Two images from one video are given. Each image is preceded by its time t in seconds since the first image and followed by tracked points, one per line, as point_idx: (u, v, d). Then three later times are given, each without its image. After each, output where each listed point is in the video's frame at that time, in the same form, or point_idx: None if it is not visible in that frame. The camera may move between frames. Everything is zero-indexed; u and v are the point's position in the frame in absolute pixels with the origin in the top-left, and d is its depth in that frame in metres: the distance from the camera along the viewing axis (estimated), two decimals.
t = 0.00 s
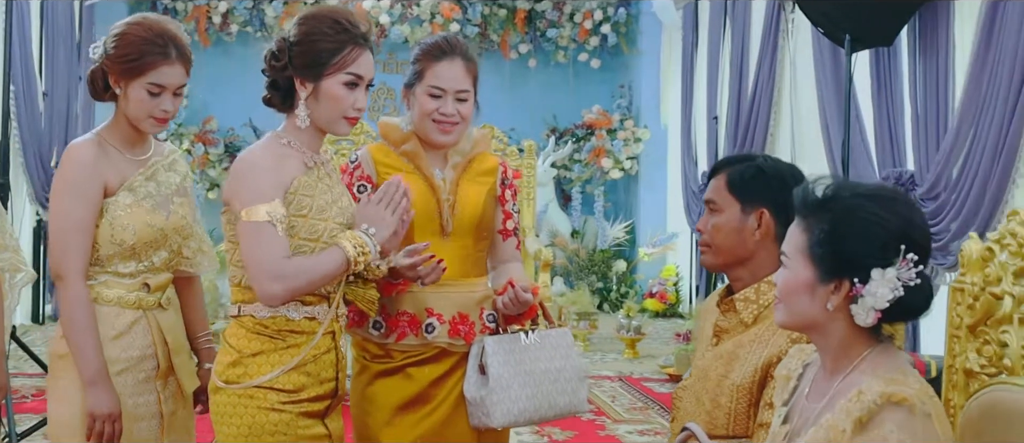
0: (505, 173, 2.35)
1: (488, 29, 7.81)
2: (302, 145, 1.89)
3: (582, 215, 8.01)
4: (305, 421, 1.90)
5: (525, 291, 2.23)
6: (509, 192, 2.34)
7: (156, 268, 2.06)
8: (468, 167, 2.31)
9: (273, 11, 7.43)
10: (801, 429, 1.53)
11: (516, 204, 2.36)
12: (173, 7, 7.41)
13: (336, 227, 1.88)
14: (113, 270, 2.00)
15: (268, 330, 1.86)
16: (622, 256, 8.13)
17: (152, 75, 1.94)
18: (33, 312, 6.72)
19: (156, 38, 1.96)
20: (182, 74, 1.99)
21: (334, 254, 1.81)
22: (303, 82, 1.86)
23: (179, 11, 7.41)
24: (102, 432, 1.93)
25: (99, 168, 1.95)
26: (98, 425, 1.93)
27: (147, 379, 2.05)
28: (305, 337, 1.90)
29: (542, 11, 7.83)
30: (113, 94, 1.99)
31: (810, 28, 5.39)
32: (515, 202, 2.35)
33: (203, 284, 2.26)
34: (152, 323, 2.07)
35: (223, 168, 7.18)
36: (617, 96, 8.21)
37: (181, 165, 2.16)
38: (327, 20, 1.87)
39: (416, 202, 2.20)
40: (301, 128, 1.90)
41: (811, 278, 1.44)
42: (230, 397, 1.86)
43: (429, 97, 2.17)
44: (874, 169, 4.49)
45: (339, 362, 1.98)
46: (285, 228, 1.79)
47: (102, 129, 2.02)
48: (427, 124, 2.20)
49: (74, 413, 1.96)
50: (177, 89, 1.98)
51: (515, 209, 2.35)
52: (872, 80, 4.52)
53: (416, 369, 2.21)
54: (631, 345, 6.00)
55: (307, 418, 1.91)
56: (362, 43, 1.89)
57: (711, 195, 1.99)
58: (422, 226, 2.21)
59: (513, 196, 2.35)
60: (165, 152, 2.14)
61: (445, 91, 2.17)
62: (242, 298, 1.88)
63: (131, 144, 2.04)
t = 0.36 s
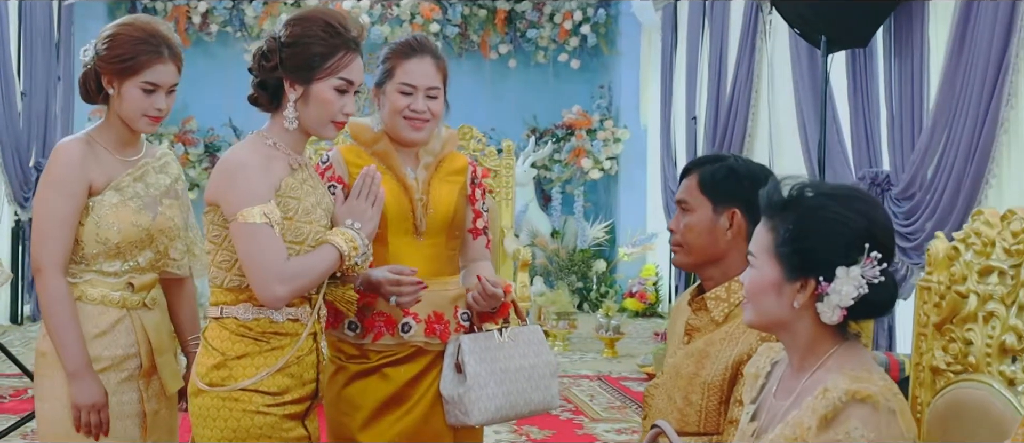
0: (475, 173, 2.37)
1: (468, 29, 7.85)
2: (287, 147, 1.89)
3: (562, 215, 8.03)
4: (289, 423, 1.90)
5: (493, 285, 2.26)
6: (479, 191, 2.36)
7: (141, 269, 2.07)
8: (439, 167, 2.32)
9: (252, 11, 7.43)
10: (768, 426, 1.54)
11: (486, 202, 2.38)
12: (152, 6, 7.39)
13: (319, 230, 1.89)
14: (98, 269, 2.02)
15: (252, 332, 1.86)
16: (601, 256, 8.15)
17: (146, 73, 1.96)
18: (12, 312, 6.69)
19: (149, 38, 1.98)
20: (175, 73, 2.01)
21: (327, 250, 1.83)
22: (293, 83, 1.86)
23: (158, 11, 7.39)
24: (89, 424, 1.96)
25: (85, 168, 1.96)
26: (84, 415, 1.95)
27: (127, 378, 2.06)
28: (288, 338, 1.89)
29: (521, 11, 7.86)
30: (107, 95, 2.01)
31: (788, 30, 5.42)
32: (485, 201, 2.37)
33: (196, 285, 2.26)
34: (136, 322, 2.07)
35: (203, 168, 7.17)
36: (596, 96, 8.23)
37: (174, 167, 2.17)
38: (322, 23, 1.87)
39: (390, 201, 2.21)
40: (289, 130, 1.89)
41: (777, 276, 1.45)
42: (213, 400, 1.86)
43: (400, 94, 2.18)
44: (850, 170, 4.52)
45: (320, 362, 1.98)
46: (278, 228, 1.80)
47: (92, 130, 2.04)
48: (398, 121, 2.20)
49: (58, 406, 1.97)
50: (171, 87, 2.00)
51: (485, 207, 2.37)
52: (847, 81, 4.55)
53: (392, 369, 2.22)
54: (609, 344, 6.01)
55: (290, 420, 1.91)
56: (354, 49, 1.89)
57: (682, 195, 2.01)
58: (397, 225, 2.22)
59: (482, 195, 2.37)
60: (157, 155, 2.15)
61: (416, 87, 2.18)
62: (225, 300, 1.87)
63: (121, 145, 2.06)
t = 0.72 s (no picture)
0: (454, 171, 2.39)
1: (457, 30, 7.86)
2: (276, 148, 1.90)
3: (550, 215, 8.05)
4: (278, 424, 1.91)
5: (457, 282, 2.26)
6: (459, 189, 2.37)
7: (132, 267, 2.13)
8: (418, 166, 2.34)
9: (241, 11, 7.43)
10: (744, 423, 1.55)
11: (466, 200, 2.39)
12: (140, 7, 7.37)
13: (306, 230, 1.90)
14: (89, 266, 2.08)
15: (241, 334, 1.87)
16: (590, 256, 8.16)
17: (144, 70, 2.04)
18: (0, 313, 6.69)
19: (144, 36, 2.06)
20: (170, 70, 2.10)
21: (315, 251, 1.85)
22: (294, 89, 1.86)
23: (146, 11, 7.36)
24: (45, 417, 2.02)
25: (77, 166, 2.02)
26: (39, 409, 2.01)
27: (117, 375, 2.12)
28: (277, 339, 1.90)
29: (510, 12, 7.87)
30: (104, 95, 2.08)
31: (773, 30, 5.44)
32: (465, 199, 2.39)
33: (185, 283, 2.33)
34: (125, 320, 2.13)
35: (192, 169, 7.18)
36: (584, 96, 8.25)
37: (167, 169, 2.24)
38: (332, 34, 1.87)
39: (369, 200, 2.22)
40: (288, 133, 1.89)
41: (750, 273, 1.47)
42: (202, 402, 1.86)
43: (379, 90, 2.20)
44: (835, 170, 4.54)
45: (308, 363, 1.99)
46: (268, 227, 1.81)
47: (90, 128, 2.11)
48: (378, 117, 2.22)
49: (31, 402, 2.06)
50: (167, 84, 2.09)
51: (464, 206, 2.38)
52: (832, 81, 4.58)
53: (373, 368, 2.24)
54: (597, 343, 6.03)
55: (279, 421, 1.91)
56: (359, 64, 1.90)
57: (662, 195, 2.02)
58: (377, 224, 2.24)
59: (461, 193, 2.38)
60: (151, 156, 2.23)
61: (395, 83, 2.20)
62: (212, 301, 1.88)
63: (118, 145, 2.14)
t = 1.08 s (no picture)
0: (440, 171, 2.40)
1: (450, 31, 7.87)
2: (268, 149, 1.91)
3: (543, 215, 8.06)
4: (267, 423, 1.93)
5: (431, 282, 2.27)
6: (444, 189, 2.40)
7: (127, 265, 2.17)
8: (403, 166, 2.36)
9: (235, 12, 7.44)
10: (720, 416, 1.58)
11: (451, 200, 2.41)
12: (134, 8, 7.36)
13: (294, 231, 1.92)
14: (84, 263, 2.11)
15: (229, 334, 1.88)
16: (583, 256, 8.17)
17: (140, 66, 2.08)
18: None
19: (141, 33, 2.09)
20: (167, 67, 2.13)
21: (303, 254, 1.87)
22: (294, 95, 1.88)
23: (140, 12, 7.33)
24: (14, 414, 2.05)
25: (73, 163, 2.06)
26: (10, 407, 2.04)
27: (112, 373, 2.16)
28: (265, 339, 1.92)
29: (503, 12, 7.89)
30: (101, 93, 2.12)
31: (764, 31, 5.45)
32: (450, 199, 2.41)
33: (180, 284, 2.37)
34: (119, 318, 2.16)
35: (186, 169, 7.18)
36: (577, 97, 8.27)
37: (163, 169, 2.27)
38: (338, 47, 1.88)
39: (355, 200, 2.24)
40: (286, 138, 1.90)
41: (727, 270, 1.50)
42: (191, 401, 1.88)
43: (366, 90, 2.22)
44: (825, 169, 4.57)
45: (295, 363, 2.00)
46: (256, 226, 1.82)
47: (86, 127, 2.15)
48: (366, 118, 2.24)
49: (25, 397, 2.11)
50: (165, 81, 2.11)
51: (450, 205, 2.40)
52: (822, 81, 4.60)
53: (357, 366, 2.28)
54: (589, 343, 6.05)
55: (268, 420, 1.93)
56: (361, 75, 1.91)
57: (645, 193, 2.04)
58: (362, 225, 2.26)
59: (447, 192, 2.40)
60: (148, 156, 2.25)
61: (382, 84, 2.22)
62: (201, 302, 1.89)
63: (115, 144, 2.17)
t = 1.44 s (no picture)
0: (428, 170, 2.43)
1: (443, 31, 7.91)
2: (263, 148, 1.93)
3: (537, 215, 8.09)
4: (254, 419, 1.94)
5: (417, 280, 2.29)
6: (433, 188, 2.41)
7: (123, 263, 2.22)
8: (391, 165, 2.38)
9: (229, 12, 7.46)
10: (701, 409, 1.60)
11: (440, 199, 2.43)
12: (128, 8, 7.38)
13: (284, 232, 1.95)
14: (82, 262, 2.16)
15: (217, 331, 1.91)
16: (576, 256, 8.19)
17: (134, 62, 2.11)
18: None
19: (134, 30, 2.12)
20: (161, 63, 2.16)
21: (292, 256, 1.90)
22: (294, 100, 1.91)
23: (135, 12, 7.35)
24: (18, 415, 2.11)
25: (71, 162, 2.10)
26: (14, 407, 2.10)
27: (112, 370, 2.21)
28: (252, 336, 1.94)
29: (496, 13, 7.92)
30: (95, 91, 2.15)
31: (755, 34, 5.49)
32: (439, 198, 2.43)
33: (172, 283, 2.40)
34: (117, 316, 2.21)
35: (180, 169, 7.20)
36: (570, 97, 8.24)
37: (157, 169, 2.31)
38: (341, 57, 1.91)
39: (344, 198, 2.26)
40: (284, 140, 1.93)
41: (706, 265, 1.53)
42: (178, 397, 1.90)
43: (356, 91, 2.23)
44: (815, 168, 4.60)
45: (282, 360, 2.02)
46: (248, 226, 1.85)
47: (82, 126, 2.19)
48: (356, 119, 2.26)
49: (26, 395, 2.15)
50: (159, 77, 2.14)
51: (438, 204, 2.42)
52: (813, 81, 4.63)
53: (344, 362, 2.31)
54: (581, 342, 6.07)
55: (256, 417, 1.95)
56: (362, 85, 1.94)
57: (629, 192, 2.07)
58: (350, 224, 2.28)
59: (436, 191, 2.42)
60: (142, 155, 2.30)
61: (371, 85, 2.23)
62: (189, 298, 1.92)
63: (111, 143, 2.21)
